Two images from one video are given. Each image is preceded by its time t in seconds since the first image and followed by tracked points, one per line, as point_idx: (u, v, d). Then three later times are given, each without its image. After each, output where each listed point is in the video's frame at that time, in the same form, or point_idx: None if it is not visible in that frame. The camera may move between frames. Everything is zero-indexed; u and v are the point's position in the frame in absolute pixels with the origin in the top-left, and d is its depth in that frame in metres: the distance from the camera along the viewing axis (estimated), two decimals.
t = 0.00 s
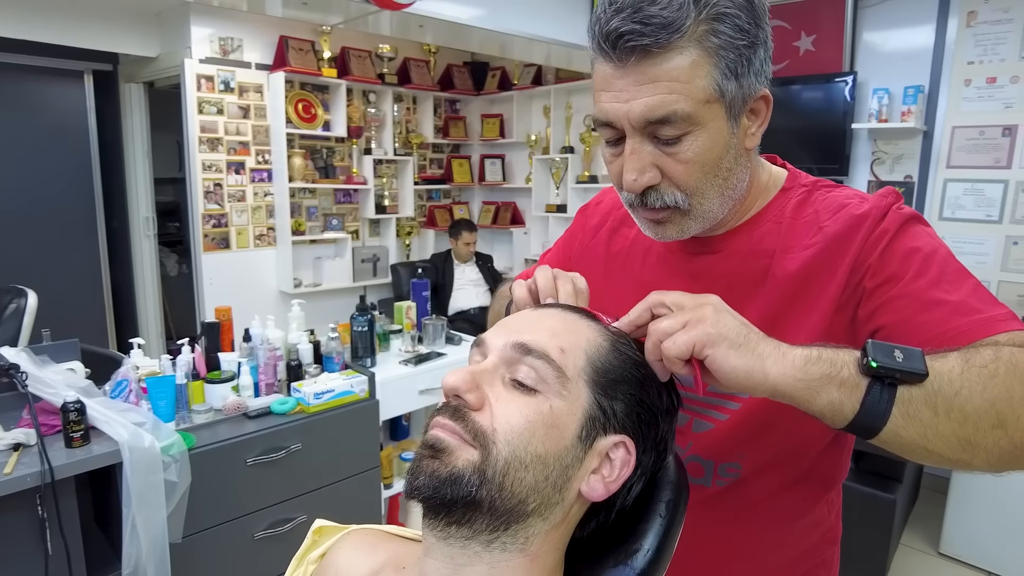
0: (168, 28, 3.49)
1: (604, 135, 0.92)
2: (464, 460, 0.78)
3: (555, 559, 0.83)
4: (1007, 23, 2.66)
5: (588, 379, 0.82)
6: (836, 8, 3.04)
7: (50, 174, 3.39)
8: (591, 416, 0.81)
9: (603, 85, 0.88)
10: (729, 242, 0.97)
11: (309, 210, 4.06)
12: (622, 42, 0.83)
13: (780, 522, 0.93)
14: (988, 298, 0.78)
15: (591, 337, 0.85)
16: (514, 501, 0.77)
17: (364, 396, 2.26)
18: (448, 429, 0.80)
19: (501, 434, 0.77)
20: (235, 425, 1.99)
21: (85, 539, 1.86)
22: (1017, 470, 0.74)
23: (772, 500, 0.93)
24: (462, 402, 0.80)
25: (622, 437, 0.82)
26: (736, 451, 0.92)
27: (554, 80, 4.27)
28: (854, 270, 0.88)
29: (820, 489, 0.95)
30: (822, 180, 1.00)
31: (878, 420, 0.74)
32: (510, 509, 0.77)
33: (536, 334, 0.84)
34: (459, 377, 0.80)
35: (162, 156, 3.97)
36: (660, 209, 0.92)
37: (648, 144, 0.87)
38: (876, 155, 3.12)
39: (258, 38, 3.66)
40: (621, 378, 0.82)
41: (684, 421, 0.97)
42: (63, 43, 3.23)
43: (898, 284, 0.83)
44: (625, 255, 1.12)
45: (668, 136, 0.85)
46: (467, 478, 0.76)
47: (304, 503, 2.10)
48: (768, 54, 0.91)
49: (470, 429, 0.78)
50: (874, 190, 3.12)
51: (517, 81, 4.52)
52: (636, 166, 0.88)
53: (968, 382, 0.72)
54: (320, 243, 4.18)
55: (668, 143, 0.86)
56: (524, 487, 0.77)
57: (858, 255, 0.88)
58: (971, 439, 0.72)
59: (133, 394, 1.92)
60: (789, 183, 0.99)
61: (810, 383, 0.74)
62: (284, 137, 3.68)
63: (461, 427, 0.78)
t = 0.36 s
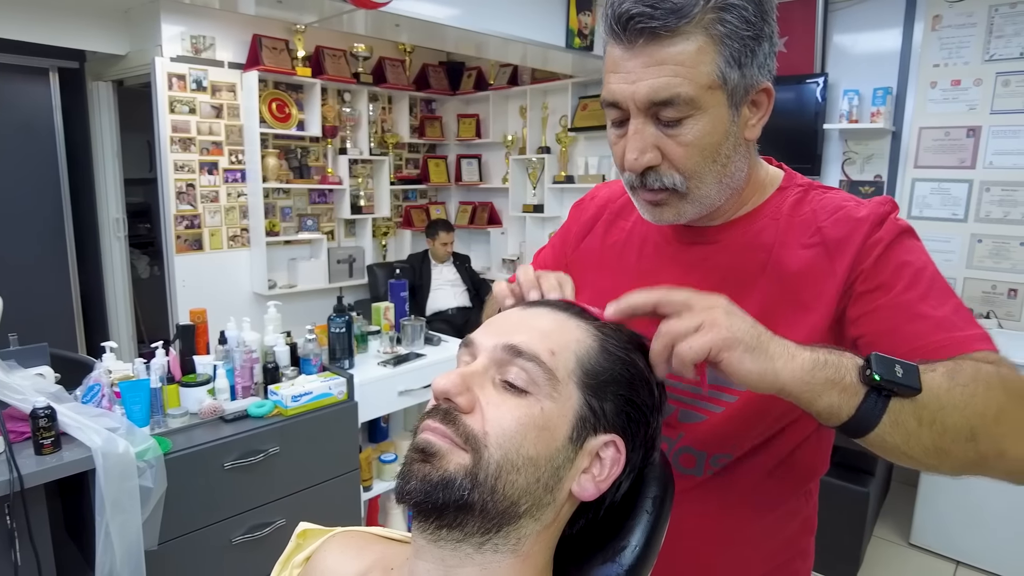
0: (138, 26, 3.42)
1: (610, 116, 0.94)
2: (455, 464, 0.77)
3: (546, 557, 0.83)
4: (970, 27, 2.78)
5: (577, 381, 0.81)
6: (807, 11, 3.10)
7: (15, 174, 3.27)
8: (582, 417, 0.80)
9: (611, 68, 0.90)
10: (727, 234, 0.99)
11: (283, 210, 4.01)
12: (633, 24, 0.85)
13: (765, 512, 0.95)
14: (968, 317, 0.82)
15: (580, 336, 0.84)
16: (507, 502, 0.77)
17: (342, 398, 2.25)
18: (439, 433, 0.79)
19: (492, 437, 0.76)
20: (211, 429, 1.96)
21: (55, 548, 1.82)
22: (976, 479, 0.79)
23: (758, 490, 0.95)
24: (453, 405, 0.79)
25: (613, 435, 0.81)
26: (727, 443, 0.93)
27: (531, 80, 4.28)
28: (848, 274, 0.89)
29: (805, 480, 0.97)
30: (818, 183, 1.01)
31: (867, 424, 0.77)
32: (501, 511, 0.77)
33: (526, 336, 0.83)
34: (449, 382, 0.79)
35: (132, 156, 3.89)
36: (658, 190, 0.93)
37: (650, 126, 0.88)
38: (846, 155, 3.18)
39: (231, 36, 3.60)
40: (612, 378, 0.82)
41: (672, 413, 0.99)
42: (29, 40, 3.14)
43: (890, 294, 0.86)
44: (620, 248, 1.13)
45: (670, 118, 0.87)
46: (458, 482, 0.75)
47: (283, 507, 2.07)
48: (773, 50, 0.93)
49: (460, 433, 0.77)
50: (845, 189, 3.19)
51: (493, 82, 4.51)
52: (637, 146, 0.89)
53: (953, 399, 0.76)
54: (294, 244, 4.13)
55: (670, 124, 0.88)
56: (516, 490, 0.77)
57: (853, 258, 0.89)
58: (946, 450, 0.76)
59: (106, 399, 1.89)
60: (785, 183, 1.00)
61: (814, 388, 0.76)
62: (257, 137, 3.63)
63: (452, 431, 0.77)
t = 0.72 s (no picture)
0: (106, 22, 3.35)
1: (545, 112, 0.94)
2: (431, 462, 0.77)
3: (523, 553, 0.84)
4: (933, 30, 2.86)
5: (552, 378, 0.81)
6: (778, 13, 3.15)
7: None
8: (557, 412, 0.80)
9: (545, 65, 0.91)
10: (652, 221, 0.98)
11: (257, 211, 3.96)
12: (564, 21, 0.87)
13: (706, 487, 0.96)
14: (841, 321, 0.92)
15: (553, 333, 0.84)
16: (483, 500, 0.77)
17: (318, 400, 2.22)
18: (414, 432, 0.78)
19: (468, 435, 0.76)
20: (184, 432, 1.92)
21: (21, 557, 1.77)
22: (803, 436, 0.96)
23: (698, 463, 0.95)
24: (428, 404, 0.78)
25: (588, 429, 0.82)
26: (664, 410, 0.94)
27: (506, 80, 4.28)
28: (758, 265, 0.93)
29: (735, 454, 1.00)
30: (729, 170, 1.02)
31: (736, 388, 0.87)
32: (479, 508, 0.77)
33: (500, 334, 0.83)
34: (425, 381, 0.79)
35: (100, 155, 3.80)
36: (596, 174, 0.93)
37: (587, 113, 0.90)
38: (818, 154, 3.26)
39: (202, 34, 3.55)
40: (585, 373, 0.82)
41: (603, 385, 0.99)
42: None
43: (784, 292, 0.92)
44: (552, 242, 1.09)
45: (602, 103, 0.88)
46: (434, 481, 0.75)
47: (257, 510, 2.04)
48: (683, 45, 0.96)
49: (436, 432, 0.77)
50: (817, 188, 3.27)
51: (468, 81, 4.51)
52: (574, 132, 0.89)
53: (807, 386, 0.88)
54: (268, 245, 4.08)
55: (602, 109, 0.89)
56: (492, 487, 0.76)
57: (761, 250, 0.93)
58: (787, 415, 0.90)
59: (75, 403, 1.83)
60: (699, 177, 1.00)
61: (708, 352, 0.84)
62: (230, 136, 3.58)
63: (427, 430, 0.77)
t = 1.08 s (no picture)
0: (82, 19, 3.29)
1: (469, 114, 0.96)
2: (439, 469, 0.76)
3: (531, 556, 0.83)
4: (913, 33, 2.92)
5: (557, 380, 0.81)
6: (761, 14, 3.17)
7: None
8: (564, 415, 0.80)
9: (469, 69, 0.93)
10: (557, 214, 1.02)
11: (239, 211, 3.91)
12: (496, 26, 0.89)
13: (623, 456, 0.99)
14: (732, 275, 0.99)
15: (558, 335, 0.83)
16: (492, 505, 0.76)
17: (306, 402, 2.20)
18: (421, 438, 0.77)
19: (476, 440, 0.75)
20: (169, 436, 1.89)
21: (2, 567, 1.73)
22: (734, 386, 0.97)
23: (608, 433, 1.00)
24: (434, 409, 0.78)
25: (594, 432, 0.82)
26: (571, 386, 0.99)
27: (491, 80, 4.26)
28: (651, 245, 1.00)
29: (653, 423, 1.03)
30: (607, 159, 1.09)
31: (690, 338, 0.88)
32: (488, 513, 0.76)
33: (505, 337, 0.82)
34: (430, 385, 0.78)
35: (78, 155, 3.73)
36: (528, 169, 0.97)
37: (518, 112, 0.93)
38: (800, 155, 3.28)
39: (183, 32, 3.48)
40: (590, 375, 0.82)
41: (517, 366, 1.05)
42: None
43: (677, 257, 0.99)
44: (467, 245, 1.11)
45: (532, 102, 0.93)
46: (443, 487, 0.74)
47: (246, 514, 2.01)
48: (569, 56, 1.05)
49: (443, 437, 0.76)
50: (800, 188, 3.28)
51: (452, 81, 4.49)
52: (510, 130, 0.93)
53: (738, 320, 0.93)
54: (251, 246, 4.03)
55: (531, 108, 0.94)
56: (501, 492, 0.76)
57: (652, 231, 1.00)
58: (728, 358, 0.92)
59: (57, 408, 1.79)
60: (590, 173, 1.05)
61: (664, 306, 0.85)
62: (212, 136, 3.53)
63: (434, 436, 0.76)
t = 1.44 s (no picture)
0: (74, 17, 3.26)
1: (447, 117, 0.99)
2: (456, 470, 0.76)
3: (544, 559, 0.83)
4: (907, 33, 2.94)
5: (574, 381, 0.81)
6: (756, 14, 3.18)
7: None
8: (580, 417, 0.80)
9: (446, 74, 0.96)
10: (524, 213, 1.09)
11: (233, 211, 3.88)
12: (475, 34, 0.94)
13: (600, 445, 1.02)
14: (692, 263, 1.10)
15: (575, 335, 0.83)
16: (509, 507, 0.76)
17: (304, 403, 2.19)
18: (439, 440, 0.77)
19: (494, 442, 0.75)
20: (167, 438, 1.88)
21: None
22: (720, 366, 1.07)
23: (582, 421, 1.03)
24: (451, 410, 0.77)
25: (609, 433, 0.82)
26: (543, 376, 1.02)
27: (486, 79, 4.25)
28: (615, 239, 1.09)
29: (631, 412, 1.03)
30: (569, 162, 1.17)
31: (690, 353, 0.94)
32: (504, 516, 0.76)
33: (522, 339, 0.82)
34: (448, 387, 0.77)
35: (70, 155, 3.69)
36: (504, 172, 1.02)
37: (495, 117, 0.98)
38: (795, 155, 3.29)
39: (176, 30, 3.46)
40: (605, 376, 0.82)
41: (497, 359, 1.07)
42: None
43: (644, 252, 1.08)
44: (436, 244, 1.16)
45: (508, 108, 0.98)
46: (461, 489, 0.74)
47: (244, 516, 2.00)
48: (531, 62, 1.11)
49: (461, 439, 0.75)
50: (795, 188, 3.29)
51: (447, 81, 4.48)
52: (489, 135, 0.97)
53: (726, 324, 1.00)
54: (246, 246, 4.00)
55: (508, 113, 0.99)
56: (519, 494, 0.76)
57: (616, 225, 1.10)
58: (720, 351, 1.00)
59: (52, 410, 1.77)
60: (552, 171, 1.13)
61: (670, 330, 0.90)
62: (206, 135, 3.51)
63: (452, 438, 0.76)
